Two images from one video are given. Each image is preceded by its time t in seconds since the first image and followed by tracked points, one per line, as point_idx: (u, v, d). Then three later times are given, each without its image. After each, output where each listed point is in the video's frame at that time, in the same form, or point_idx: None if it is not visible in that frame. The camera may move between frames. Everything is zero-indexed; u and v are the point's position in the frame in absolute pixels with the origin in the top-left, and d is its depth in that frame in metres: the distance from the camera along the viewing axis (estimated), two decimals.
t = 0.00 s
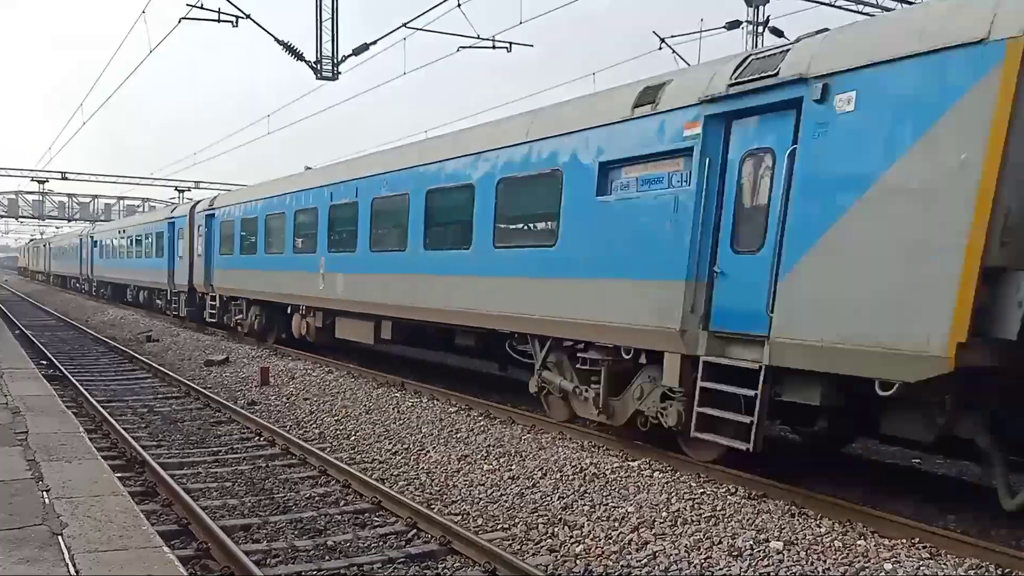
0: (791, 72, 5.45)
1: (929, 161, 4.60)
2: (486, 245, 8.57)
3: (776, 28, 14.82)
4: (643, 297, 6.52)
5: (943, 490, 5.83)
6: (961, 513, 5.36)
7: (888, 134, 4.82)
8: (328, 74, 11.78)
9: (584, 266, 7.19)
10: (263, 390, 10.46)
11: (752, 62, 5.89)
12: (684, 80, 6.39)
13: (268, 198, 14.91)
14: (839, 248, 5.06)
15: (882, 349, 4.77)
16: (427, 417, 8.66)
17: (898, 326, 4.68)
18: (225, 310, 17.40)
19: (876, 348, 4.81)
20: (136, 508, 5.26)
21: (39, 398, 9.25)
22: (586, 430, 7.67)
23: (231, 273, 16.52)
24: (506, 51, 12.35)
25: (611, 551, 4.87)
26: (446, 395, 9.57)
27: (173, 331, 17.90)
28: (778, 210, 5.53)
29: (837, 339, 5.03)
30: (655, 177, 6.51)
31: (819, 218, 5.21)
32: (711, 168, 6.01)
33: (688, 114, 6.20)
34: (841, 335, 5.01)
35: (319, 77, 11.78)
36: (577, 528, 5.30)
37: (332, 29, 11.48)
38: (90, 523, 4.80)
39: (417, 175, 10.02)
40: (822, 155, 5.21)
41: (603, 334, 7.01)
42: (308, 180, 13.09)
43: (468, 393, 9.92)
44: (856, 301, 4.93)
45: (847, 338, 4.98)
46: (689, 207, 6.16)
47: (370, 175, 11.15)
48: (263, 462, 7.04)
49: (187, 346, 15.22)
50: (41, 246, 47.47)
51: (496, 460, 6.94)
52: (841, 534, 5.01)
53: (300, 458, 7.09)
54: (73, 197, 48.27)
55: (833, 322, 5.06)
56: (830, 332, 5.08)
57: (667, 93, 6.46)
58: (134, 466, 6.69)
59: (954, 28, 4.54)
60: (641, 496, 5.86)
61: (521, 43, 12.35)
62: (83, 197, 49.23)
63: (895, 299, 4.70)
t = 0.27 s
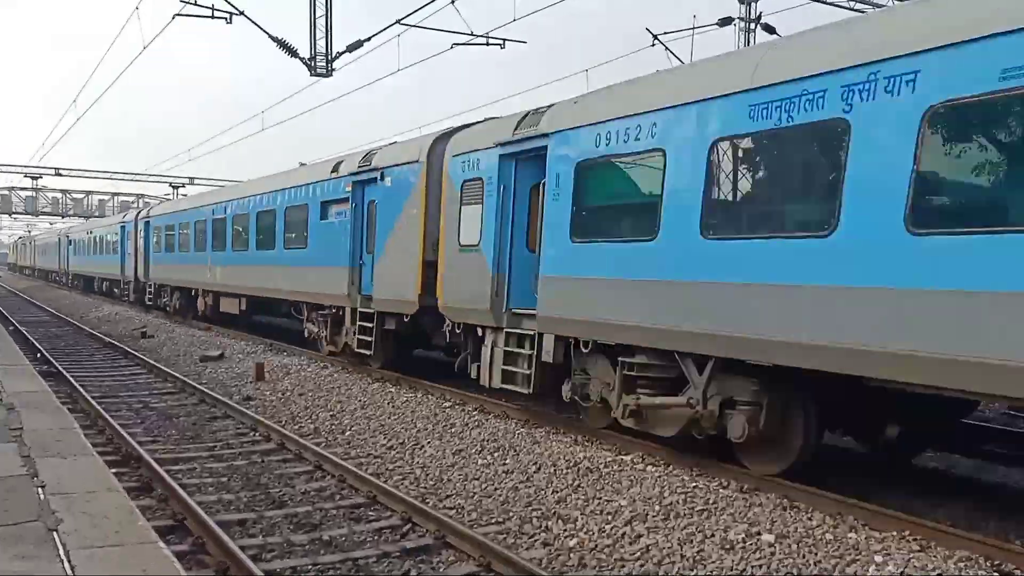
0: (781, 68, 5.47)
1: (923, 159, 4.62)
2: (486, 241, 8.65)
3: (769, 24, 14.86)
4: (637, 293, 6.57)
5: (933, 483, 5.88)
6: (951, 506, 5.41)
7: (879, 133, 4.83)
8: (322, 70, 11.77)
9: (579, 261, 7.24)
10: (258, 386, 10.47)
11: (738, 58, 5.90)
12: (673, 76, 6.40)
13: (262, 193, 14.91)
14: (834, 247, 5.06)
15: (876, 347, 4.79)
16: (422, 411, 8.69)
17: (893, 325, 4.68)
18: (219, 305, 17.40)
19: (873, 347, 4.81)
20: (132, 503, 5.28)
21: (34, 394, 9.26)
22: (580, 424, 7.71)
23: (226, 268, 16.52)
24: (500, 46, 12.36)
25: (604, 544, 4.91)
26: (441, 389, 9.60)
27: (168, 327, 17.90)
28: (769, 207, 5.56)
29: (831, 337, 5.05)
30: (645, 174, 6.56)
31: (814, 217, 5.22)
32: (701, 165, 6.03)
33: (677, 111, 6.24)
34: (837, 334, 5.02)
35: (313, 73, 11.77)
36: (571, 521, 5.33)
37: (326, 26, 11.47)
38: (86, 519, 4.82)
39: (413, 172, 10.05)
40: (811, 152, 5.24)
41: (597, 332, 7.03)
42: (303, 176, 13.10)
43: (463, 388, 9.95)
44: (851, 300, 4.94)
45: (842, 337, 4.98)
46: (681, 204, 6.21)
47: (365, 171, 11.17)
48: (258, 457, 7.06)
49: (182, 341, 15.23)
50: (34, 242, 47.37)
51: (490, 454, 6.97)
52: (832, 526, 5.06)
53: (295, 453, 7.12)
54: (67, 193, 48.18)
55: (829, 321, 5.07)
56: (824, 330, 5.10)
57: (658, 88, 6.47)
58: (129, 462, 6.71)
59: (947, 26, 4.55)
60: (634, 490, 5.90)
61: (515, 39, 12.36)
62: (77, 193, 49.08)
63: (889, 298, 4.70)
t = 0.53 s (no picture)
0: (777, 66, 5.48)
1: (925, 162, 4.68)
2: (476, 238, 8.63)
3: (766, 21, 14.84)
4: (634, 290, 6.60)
5: (929, 479, 5.90)
6: (946, 502, 5.43)
7: (881, 133, 4.88)
8: (319, 66, 11.75)
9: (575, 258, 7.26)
10: (254, 382, 10.46)
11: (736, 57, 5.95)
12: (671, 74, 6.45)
13: (258, 190, 14.87)
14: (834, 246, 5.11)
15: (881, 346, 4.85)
16: (419, 408, 8.69)
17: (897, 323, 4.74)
18: (215, 302, 17.36)
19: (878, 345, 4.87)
20: (128, 499, 5.27)
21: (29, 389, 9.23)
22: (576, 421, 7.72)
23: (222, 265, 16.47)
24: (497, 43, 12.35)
25: (601, 541, 4.92)
26: (438, 386, 9.59)
27: (163, 323, 17.86)
28: (768, 205, 5.60)
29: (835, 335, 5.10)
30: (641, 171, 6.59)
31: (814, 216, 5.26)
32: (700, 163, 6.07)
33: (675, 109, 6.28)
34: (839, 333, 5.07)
35: (310, 69, 11.75)
36: (568, 518, 5.34)
37: (323, 22, 11.45)
38: (83, 515, 4.81)
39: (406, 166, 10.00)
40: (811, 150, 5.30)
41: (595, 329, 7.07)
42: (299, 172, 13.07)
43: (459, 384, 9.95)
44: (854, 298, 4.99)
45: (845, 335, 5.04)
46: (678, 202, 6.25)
47: (361, 167, 11.13)
48: (254, 453, 7.06)
49: (178, 338, 15.19)
50: (30, 238, 47.23)
51: (487, 451, 6.98)
52: (828, 523, 5.07)
53: (291, 449, 7.12)
54: (63, 188, 48.03)
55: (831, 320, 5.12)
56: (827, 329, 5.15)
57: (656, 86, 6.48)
58: (126, 458, 6.70)
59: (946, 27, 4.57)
60: (631, 486, 5.91)
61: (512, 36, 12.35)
62: (72, 189, 48.92)
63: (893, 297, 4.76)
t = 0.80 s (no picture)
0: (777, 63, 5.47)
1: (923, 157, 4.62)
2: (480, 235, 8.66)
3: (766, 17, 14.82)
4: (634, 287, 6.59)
5: (928, 476, 5.91)
6: (945, 499, 5.44)
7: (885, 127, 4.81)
8: (318, 62, 11.73)
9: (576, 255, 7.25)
10: (253, 378, 10.46)
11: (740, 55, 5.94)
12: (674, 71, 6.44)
13: (257, 186, 14.86)
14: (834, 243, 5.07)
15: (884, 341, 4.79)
16: (418, 405, 8.68)
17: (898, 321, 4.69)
18: (214, 298, 17.37)
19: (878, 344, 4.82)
20: (127, 495, 5.27)
21: (27, 385, 9.24)
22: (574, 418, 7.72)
23: (221, 261, 16.47)
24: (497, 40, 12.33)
25: (599, 537, 4.92)
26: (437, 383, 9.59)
27: (162, 319, 17.86)
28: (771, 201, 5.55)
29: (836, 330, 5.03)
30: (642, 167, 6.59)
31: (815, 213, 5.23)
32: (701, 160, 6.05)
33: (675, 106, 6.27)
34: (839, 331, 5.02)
35: (309, 66, 11.73)
36: (566, 514, 5.35)
37: (323, 18, 11.43)
38: (81, 511, 4.81)
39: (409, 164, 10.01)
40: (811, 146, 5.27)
41: (596, 327, 7.05)
42: (298, 169, 13.06)
43: (458, 381, 9.95)
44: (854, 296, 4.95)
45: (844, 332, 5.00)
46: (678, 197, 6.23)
47: (361, 163, 11.12)
48: (253, 450, 7.06)
49: (176, 334, 15.19)
50: (28, 234, 47.20)
51: (486, 447, 6.98)
52: (826, 519, 5.08)
53: (290, 445, 7.12)
54: (60, 184, 47.97)
55: (830, 317, 5.07)
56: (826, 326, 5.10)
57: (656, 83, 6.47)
58: (124, 454, 6.70)
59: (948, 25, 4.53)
60: (629, 483, 5.91)
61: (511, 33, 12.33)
62: (71, 185, 48.88)
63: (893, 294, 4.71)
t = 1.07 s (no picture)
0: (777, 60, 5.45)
1: (921, 153, 4.55)
2: (478, 233, 8.63)
3: (766, 14, 14.81)
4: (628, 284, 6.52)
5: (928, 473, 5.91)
6: (946, 496, 5.44)
7: (884, 127, 4.72)
8: (317, 59, 11.72)
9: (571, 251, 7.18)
10: (253, 375, 10.45)
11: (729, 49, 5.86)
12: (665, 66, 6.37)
13: (256, 183, 14.85)
14: (831, 240, 4.99)
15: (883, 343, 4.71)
16: (417, 402, 8.68)
17: (896, 318, 4.61)
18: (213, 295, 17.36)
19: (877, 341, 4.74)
20: (126, 492, 5.27)
21: (27, 382, 9.23)
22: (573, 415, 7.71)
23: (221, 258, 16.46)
24: (496, 36, 12.32)
25: (599, 534, 4.92)
26: (437, 380, 9.58)
27: (162, 316, 17.86)
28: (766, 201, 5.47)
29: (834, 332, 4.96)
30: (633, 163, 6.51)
31: (811, 210, 5.15)
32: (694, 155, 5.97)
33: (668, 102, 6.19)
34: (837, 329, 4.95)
35: (308, 62, 11.71)
36: (566, 511, 5.34)
37: (322, 14, 11.41)
38: (81, 507, 4.81)
39: (407, 159, 9.98)
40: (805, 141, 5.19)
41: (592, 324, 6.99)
42: (298, 166, 13.05)
43: (458, 378, 9.94)
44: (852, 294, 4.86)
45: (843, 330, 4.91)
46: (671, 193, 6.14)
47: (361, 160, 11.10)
48: (252, 447, 7.05)
49: (176, 331, 15.20)
50: (27, 231, 47.18)
51: (485, 444, 6.97)
52: (826, 516, 5.08)
53: (290, 442, 7.11)
54: (59, 181, 47.95)
55: (828, 315, 4.99)
56: (824, 324, 5.02)
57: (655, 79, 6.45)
58: (124, 451, 6.69)
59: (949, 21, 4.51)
60: (629, 480, 5.91)
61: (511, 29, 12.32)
62: (70, 181, 48.84)
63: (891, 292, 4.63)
